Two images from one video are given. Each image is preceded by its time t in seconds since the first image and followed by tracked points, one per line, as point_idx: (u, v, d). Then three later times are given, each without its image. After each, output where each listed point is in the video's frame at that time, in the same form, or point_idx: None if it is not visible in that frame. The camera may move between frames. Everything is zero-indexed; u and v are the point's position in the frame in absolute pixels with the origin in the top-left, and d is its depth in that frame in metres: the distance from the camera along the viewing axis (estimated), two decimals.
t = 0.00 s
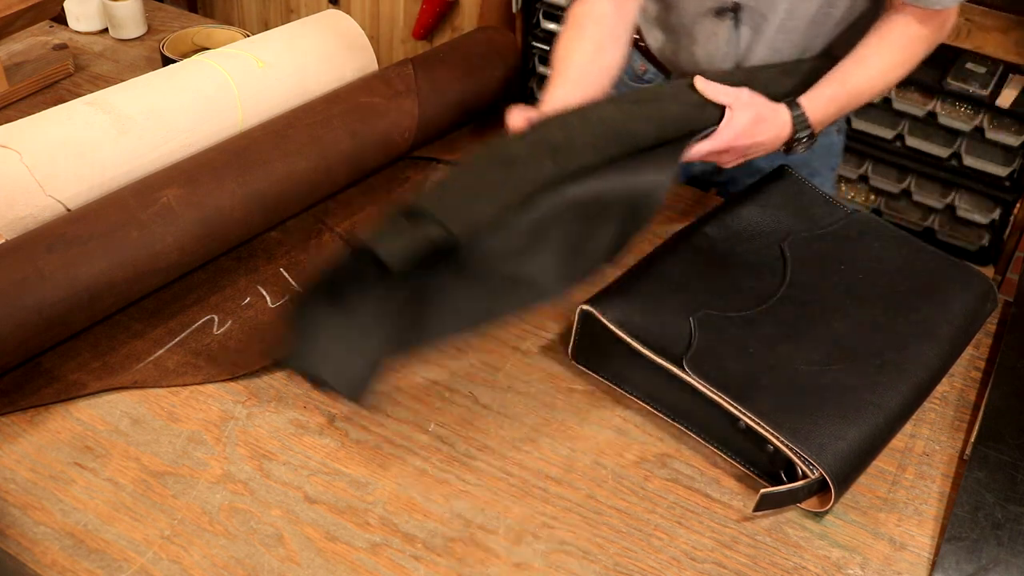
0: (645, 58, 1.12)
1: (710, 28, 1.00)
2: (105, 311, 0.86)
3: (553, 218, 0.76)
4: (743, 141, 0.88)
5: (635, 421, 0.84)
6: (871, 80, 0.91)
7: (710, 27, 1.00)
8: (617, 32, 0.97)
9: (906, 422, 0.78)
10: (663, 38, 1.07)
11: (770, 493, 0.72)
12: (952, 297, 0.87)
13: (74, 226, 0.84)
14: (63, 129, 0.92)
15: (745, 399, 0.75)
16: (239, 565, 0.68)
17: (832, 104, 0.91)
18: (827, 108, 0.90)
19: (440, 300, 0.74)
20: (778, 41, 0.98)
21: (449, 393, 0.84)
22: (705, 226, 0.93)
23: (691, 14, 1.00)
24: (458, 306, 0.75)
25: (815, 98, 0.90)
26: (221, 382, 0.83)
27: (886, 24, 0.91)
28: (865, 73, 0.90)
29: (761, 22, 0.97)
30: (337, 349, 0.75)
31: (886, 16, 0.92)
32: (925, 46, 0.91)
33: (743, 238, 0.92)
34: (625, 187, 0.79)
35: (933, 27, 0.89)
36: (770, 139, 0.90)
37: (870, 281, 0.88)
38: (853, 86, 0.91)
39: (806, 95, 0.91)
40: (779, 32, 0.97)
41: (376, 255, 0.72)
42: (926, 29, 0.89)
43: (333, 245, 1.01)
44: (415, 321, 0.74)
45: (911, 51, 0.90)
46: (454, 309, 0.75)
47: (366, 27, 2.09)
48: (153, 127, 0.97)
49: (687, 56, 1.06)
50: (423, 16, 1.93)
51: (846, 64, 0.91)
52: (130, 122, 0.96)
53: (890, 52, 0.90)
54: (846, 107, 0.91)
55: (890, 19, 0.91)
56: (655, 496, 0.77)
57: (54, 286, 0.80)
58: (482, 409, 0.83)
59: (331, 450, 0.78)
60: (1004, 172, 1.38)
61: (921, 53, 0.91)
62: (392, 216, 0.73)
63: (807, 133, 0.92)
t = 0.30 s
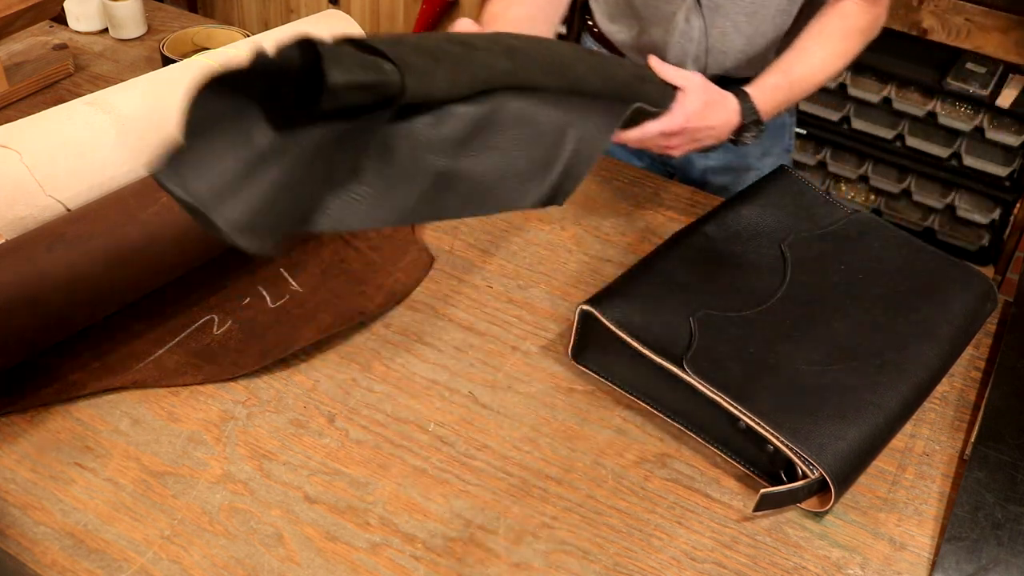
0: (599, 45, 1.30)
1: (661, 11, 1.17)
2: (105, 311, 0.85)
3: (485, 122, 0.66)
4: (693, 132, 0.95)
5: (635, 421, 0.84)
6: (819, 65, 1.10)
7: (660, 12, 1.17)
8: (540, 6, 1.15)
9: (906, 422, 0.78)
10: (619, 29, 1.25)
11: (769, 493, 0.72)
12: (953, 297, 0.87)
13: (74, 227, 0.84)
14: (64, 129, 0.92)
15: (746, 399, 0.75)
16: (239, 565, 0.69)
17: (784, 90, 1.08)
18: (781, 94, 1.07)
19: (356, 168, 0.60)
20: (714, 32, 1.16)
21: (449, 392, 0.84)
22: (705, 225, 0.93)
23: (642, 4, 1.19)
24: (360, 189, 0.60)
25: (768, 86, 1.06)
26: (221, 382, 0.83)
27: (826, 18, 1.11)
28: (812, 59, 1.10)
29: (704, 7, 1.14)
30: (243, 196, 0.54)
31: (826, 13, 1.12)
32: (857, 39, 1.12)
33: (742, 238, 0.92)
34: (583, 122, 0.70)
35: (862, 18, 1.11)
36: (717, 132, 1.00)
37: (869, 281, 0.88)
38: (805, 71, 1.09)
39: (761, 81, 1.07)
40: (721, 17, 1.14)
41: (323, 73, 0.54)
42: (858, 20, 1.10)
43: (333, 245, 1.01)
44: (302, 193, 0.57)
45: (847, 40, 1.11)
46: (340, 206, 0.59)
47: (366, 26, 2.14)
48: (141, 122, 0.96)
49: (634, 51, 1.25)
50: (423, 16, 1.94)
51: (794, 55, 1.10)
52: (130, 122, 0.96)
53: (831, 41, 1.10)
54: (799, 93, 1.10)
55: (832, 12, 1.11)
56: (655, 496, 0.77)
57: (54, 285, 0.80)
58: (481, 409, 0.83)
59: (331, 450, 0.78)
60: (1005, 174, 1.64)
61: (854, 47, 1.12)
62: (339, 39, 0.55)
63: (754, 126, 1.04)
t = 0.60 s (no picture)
0: (585, 39, 1.33)
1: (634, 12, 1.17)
2: (105, 311, 0.85)
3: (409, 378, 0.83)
4: (679, 168, 1.03)
5: (635, 422, 0.84)
6: (773, 71, 1.04)
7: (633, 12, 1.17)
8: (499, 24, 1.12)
9: (906, 422, 0.78)
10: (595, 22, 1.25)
11: (769, 493, 0.72)
12: (953, 297, 0.87)
13: (74, 227, 0.84)
14: (64, 129, 0.92)
15: (746, 399, 0.75)
16: (239, 565, 0.69)
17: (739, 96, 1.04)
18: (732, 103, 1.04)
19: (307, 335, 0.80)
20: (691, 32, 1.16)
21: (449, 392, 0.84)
22: (705, 226, 0.93)
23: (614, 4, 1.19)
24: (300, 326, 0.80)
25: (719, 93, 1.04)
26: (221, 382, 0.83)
27: (788, 22, 1.05)
28: (769, 64, 1.04)
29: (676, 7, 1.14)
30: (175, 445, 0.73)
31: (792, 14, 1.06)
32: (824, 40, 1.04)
33: (743, 238, 0.92)
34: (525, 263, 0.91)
35: (829, 17, 1.03)
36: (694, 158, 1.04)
37: (870, 281, 0.88)
38: (759, 78, 1.04)
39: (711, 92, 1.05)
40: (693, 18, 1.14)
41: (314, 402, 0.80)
42: (827, 17, 1.03)
43: (332, 245, 1.01)
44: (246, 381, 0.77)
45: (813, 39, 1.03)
46: (257, 392, 0.76)
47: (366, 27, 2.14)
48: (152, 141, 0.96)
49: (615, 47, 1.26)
50: (423, 16, 1.95)
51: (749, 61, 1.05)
52: (130, 122, 0.96)
53: (794, 42, 1.03)
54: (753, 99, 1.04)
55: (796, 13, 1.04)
56: (655, 496, 0.77)
57: (55, 286, 0.81)
58: (481, 409, 0.83)
59: (331, 449, 0.78)
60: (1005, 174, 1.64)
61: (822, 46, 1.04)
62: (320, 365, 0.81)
63: (724, 123, 1.03)
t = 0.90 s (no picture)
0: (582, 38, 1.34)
1: (629, 12, 1.17)
2: (105, 311, 0.85)
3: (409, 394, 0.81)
4: (720, 140, 1.12)
5: (635, 422, 0.84)
6: (805, 38, 1.13)
7: (628, 12, 1.18)
8: None
9: (906, 422, 0.78)
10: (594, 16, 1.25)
11: (769, 493, 0.72)
12: (953, 296, 0.87)
13: (73, 227, 0.84)
14: (63, 129, 0.92)
15: (746, 399, 0.75)
16: (239, 565, 0.69)
17: (774, 62, 1.13)
18: (765, 69, 1.12)
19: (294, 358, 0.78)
20: (685, 36, 1.17)
21: (449, 392, 0.84)
22: (705, 226, 0.93)
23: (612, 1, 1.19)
24: (305, 333, 0.80)
25: (753, 61, 1.13)
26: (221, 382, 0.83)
27: None
28: (801, 30, 1.12)
29: (671, 12, 1.15)
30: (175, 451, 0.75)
31: None
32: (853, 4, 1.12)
33: (743, 238, 0.92)
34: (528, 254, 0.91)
35: None
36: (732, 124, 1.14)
37: (870, 281, 0.88)
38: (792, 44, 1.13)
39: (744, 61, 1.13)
40: (687, 22, 1.15)
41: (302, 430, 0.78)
42: None
43: (332, 245, 1.01)
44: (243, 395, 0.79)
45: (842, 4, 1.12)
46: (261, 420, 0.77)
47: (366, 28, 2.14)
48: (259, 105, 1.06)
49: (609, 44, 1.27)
50: (423, 16, 1.95)
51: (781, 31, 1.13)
52: (130, 121, 0.96)
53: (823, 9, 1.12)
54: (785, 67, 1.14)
55: None
56: (655, 496, 0.77)
57: (55, 286, 0.81)
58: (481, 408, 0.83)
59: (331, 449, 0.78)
60: (1005, 174, 1.64)
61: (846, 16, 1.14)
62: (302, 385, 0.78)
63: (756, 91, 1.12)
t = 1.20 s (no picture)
0: (585, 34, 1.33)
1: (636, 7, 1.16)
2: (105, 311, 0.85)
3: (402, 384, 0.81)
4: (659, 127, 1.00)
5: (635, 422, 0.84)
6: (779, 51, 1.05)
7: (635, 7, 1.16)
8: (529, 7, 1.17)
9: (907, 422, 0.78)
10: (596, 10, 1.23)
11: (769, 493, 0.72)
12: (953, 297, 0.87)
13: (73, 227, 0.84)
14: (63, 129, 0.92)
15: (746, 399, 0.75)
16: (239, 565, 0.69)
17: (727, 75, 1.05)
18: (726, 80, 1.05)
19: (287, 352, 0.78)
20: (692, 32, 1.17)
21: (449, 391, 0.84)
22: (705, 226, 0.93)
23: None
24: (304, 332, 0.80)
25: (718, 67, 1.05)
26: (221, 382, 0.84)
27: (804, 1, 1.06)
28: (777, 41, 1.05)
29: (678, 6, 1.14)
30: (173, 449, 0.75)
31: None
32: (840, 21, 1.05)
33: (743, 238, 0.92)
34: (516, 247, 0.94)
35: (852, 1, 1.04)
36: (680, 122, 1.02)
37: (870, 281, 0.88)
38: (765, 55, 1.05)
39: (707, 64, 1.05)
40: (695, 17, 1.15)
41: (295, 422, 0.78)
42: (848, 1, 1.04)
43: (333, 245, 1.01)
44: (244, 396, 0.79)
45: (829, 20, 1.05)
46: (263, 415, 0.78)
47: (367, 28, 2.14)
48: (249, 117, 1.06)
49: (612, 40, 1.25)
50: (423, 16, 1.95)
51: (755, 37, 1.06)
52: (130, 121, 0.96)
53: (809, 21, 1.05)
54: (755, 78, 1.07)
55: None
56: (656, 496, 0.77)
57: (55, 286, 0.80)
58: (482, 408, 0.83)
59: (331, 448, 0.78)
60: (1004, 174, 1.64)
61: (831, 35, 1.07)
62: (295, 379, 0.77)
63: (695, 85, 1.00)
